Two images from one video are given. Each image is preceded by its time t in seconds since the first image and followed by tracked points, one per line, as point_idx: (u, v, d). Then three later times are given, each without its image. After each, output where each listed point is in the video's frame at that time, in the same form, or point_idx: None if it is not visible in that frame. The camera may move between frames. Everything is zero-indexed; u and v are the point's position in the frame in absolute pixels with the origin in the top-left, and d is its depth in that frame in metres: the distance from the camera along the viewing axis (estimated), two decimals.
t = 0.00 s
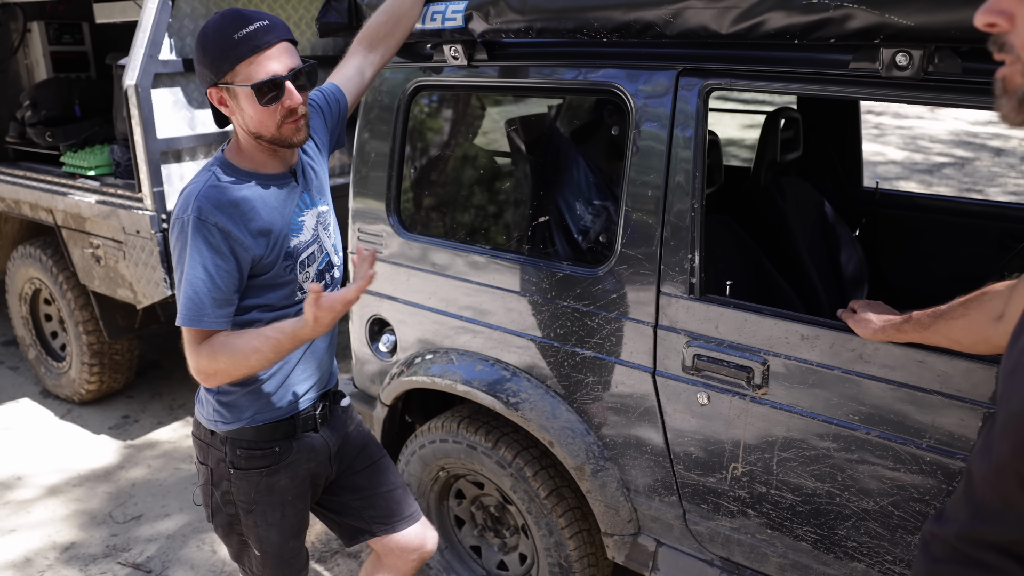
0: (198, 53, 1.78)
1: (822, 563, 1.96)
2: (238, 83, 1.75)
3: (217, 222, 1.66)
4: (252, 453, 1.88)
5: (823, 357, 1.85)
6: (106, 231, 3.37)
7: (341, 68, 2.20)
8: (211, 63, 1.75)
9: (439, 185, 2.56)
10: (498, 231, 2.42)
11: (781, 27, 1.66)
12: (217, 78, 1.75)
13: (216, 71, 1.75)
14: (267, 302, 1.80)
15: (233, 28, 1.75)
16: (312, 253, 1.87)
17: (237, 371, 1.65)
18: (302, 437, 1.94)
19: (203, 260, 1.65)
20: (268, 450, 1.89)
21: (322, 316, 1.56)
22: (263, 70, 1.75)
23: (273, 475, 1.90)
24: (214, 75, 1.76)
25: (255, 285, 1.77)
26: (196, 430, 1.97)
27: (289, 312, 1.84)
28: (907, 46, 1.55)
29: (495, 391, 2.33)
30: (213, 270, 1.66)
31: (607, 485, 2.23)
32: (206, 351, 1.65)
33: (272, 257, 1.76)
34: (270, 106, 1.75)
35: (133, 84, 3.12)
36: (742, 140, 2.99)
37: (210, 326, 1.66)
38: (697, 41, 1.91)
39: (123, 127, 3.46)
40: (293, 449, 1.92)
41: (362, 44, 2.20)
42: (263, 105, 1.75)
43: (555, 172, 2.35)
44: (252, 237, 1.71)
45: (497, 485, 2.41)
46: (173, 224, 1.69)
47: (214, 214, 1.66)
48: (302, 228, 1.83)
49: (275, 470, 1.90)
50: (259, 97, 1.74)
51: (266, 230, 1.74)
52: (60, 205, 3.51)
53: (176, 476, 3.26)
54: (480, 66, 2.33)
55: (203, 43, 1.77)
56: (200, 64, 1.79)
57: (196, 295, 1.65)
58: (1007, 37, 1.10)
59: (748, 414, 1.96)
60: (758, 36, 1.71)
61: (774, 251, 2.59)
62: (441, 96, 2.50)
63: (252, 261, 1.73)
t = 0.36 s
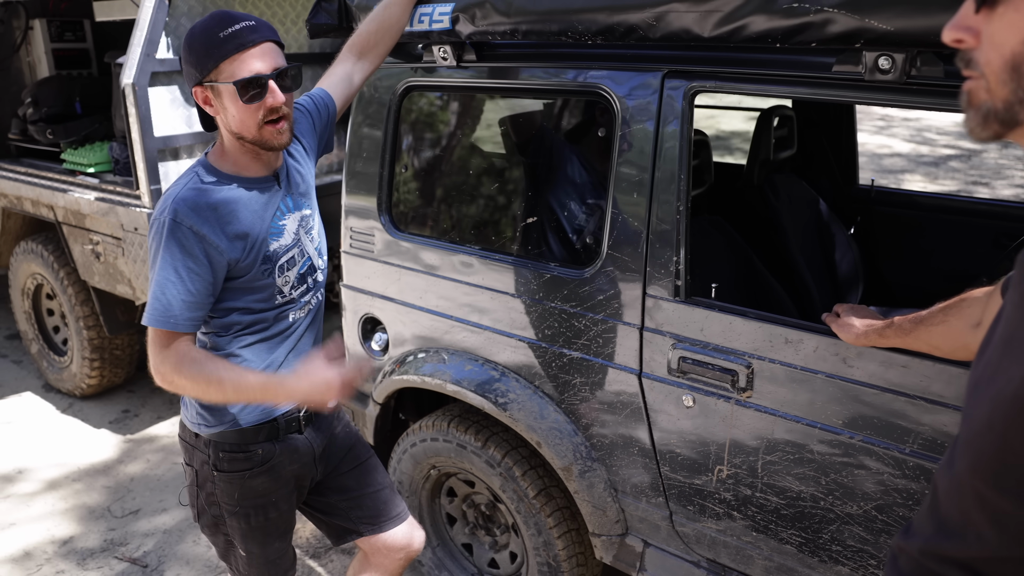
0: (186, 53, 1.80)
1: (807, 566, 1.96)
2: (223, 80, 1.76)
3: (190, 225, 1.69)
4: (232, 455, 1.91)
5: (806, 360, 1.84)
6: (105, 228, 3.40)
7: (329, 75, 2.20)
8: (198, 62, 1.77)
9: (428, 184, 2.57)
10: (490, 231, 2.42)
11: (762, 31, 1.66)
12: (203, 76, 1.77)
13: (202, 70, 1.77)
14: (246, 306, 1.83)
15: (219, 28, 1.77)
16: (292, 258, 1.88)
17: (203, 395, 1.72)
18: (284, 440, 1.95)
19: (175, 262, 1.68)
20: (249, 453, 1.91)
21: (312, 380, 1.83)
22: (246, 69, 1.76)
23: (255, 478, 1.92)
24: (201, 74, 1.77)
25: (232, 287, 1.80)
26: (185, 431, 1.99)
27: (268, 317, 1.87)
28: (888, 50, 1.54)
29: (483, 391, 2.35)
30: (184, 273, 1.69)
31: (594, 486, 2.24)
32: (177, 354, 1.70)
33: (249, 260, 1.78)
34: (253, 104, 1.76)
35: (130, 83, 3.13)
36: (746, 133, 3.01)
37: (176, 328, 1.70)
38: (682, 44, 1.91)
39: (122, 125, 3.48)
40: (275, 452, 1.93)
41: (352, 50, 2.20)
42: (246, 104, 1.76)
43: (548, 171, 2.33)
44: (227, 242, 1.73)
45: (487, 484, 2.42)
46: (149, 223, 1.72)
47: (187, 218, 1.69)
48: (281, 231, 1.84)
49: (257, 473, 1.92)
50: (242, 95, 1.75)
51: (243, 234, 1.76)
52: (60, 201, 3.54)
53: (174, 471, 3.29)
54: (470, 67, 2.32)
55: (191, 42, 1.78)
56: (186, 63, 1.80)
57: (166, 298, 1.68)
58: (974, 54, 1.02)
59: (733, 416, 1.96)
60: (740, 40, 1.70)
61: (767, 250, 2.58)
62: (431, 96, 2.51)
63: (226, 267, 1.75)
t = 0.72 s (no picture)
0: (166, 63, 1.84)
1: (788, 566, 1.98)
2: (203, 86, 1.80)
3: (185, 233, 1.72)
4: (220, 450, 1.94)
5: (786, 362, 1.85)
6: (108, 225, 3.45)
7: (318, 78, 2.24)
8: (178, 69, 1.80)
9: (419, 183, 2.60)
10: (481, 231, 2.43)
11: (739, 36, 1.67)
12: (184, 82, 1.80)
13: (182, 76, 1.80)
14: (236, 308, 1.87)
15: (197, 35, 1.81)
16: (279, 260, 1.91)
17: (199, 429, 1.77)
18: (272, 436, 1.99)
19: (172, 270, 1.71)
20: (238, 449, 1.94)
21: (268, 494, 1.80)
22: (225, 73, 1.80)
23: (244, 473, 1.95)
24: (182, 81, 1.81)
25: (223, 290, 1.83)
26: (177, 428, 2.03)
27: (258, 317, 1.91)
28: (862, 56, 1.54)
29: (472, 389, 2.38)
30: (182, 280, 1.72)
31: (580, 484, 2.26)
32: (196, 381, 1.75)
33: (238, 263, 1.82)
34: (232, 107, 1.80)
35: (131, 83, 3.17)
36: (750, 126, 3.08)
37: (181, 333, 1.72)
38: (664, 47, 1.92)
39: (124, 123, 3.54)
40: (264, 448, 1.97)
41: (341, 55, 2.23)
42: (227, 108, 1.79)
43: (541, 171, 2.34)
44: (218, 247, 1.77)
45: (476, 481, 2.45)
46: (143, 236, 1.73)
47: (182, 227, 1.72)
48: (269, 233, 1.88)
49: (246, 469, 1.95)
50: (221, 98, 1.79)
51: (232, 238, 1.80)
52: (65, 198, 3.60)
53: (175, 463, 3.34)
54: (458, 69, 2.34)
55: (170, 51, 1.82)
56: (167, 72, 1.84)
57: (165, 304, 1.70)
58: (922, 67, 0.92)
59: (715, 417, 1.98)
60: (718, 44, 1.71)
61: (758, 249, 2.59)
62: (421, 96, 2.53)
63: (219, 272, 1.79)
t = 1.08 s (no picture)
0: (173, 65, 1.89)
1: (772, 566, 2.00)
2: (207, 89, 1.85)
3: (188, 235, 1.77)
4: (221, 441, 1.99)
5: (770, 364, 1.88)
6: (117, 221, 3.52)
7: (317, 80, 2.28)
8: (184, 71, 1.86)
9: (419, 185, 2.65)
10: (477, 231, 2.50)
11: (723, 42, 1.69)
12: (189, 85, 1.86)
13: (188, 78, 1.85)
14: (237, 306, 1.92)
15: (204, 39, 1.87)
16: (278, 260, 1.96)
17: (194, 425, 1.82)
18: (271, 428, 2.04)
19: (175, 269, 1.76)
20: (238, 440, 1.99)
21: (260, 490, 1.88)
22: (229, 77, 1.86)
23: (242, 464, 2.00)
24: (187, 83, 1.86)
25: (225, 289, 1.88)
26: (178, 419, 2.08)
27: (257, 315, 1.96)
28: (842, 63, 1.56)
29: (466, 387, 2.42)
30: (183, 279, 1.76)
31: (570, 482, 2.29)
32: (194, 376, 1.81)
33: (239, 264, 1.86)
34: (235, 110, 1.85)
35: (141, 83, 3.25)
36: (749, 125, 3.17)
37: (181, 331, 1.78)
38: (653, 52, 1.94)
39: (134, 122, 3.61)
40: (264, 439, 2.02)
41: (340, 57, 2.27)
42: (230, 110, 1.84)
43: (541, 171, 2.43)
44: (221, 249, 1.82)
45: (470, 477, 2.50)
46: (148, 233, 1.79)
47: (185, 228, 1.77)
48: (270, 236, 1.93)
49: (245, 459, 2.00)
50: (225, 101, 1.85)
51: (234, 240, 1.84)
52: (77, 194, 3.67)
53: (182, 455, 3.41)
54: (455, 72, 2.38)
55: (177, 54, 1.88)
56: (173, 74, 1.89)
57: (166, 302, 1.76)
58: (870, 92, 0.93)
59: (701, 417, 2.00)
60: (703, 50, 1.73)
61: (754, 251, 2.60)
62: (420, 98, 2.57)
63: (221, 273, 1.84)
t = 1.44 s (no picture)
0: (202, 62, 1.91)
1: (761, 567, 2.02)
2: (252, 92, 1.91)
3: (194, 236, 1.82)
4: (224, 432, 2.05)
5: (759, 367, 1.90)
6: (134, 216, 3.61)
7: (324, 83, 2.34)
8: (220, 71, 1.89)
9: (422, 185, 2.69)
10: (478, 232, 2.53)
11: (712, 50, 1.72)
12: (228, 85, 1.89)
13: (227, 79, 1.89)
14: (240, 303, 1.98)
15: (248, 45, 1.94)
16: (280, 259, 2.02)
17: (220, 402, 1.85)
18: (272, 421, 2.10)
19: (182, 270, 1.81)
20: (240, 432, 2.05)
21: (315, 418, 1.84)
22: (275, 84, 1.94)
23: (244, 454, 2.06)
24: (224, 83, 1.89)
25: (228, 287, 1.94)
26: (184, 411, 2.15)
27: (260, 312, 2.02)
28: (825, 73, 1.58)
29: (465, 385, 2.46)
30: (190, 279, 1.82)
31: (565, 480, 2.33)
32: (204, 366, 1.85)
33: (242, 263, 1.92)
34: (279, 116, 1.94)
35: (157, 83, 3.33)
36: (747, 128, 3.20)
37: (188, 329, 1.84)
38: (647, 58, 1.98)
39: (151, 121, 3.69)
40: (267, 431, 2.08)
41: (344, 61, 2.32)
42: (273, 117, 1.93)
43: (543, 172, 2.41)
44: (225, 249, 1.87)
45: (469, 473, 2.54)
46: (155, 235, 1.84)
47: (191, 230, 1.82)
48: (272, 234, 1.98)
49: (247, 450, 2.06)
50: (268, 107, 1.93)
51: (238, 241, 1.90)
52: (96, 191, 3.77)
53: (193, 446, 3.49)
54: (457, 75, 2.42)
55: (211, 54, 1.91)
56: (203, 70, 1.90)
57: (174, 302, 1.81)
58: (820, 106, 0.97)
59: (692, 418, 2.03)
60: (693, 58, 1.77)
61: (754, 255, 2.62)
62: (424, 100, 2.62)
63: (225, 272, 1.90)
